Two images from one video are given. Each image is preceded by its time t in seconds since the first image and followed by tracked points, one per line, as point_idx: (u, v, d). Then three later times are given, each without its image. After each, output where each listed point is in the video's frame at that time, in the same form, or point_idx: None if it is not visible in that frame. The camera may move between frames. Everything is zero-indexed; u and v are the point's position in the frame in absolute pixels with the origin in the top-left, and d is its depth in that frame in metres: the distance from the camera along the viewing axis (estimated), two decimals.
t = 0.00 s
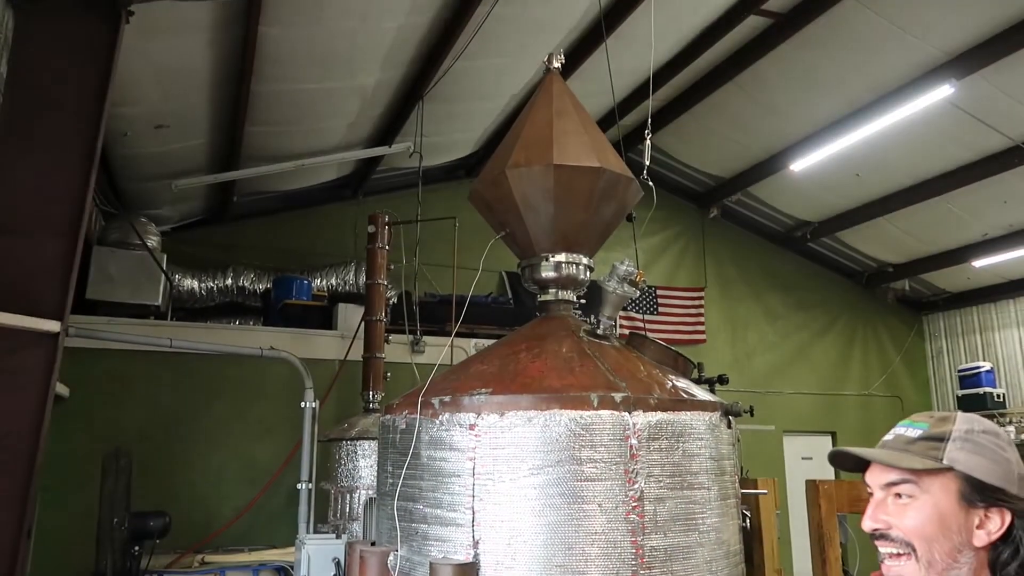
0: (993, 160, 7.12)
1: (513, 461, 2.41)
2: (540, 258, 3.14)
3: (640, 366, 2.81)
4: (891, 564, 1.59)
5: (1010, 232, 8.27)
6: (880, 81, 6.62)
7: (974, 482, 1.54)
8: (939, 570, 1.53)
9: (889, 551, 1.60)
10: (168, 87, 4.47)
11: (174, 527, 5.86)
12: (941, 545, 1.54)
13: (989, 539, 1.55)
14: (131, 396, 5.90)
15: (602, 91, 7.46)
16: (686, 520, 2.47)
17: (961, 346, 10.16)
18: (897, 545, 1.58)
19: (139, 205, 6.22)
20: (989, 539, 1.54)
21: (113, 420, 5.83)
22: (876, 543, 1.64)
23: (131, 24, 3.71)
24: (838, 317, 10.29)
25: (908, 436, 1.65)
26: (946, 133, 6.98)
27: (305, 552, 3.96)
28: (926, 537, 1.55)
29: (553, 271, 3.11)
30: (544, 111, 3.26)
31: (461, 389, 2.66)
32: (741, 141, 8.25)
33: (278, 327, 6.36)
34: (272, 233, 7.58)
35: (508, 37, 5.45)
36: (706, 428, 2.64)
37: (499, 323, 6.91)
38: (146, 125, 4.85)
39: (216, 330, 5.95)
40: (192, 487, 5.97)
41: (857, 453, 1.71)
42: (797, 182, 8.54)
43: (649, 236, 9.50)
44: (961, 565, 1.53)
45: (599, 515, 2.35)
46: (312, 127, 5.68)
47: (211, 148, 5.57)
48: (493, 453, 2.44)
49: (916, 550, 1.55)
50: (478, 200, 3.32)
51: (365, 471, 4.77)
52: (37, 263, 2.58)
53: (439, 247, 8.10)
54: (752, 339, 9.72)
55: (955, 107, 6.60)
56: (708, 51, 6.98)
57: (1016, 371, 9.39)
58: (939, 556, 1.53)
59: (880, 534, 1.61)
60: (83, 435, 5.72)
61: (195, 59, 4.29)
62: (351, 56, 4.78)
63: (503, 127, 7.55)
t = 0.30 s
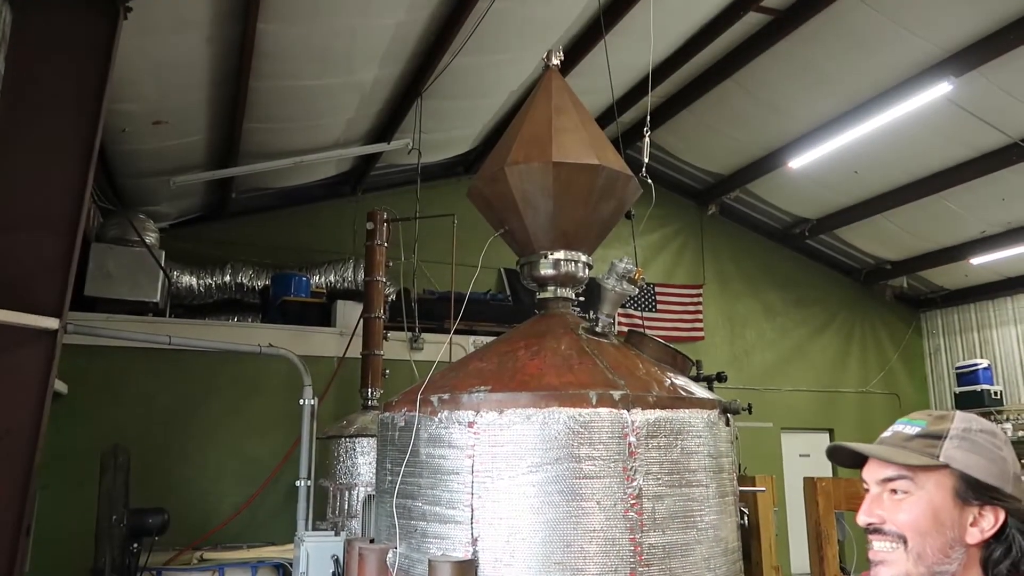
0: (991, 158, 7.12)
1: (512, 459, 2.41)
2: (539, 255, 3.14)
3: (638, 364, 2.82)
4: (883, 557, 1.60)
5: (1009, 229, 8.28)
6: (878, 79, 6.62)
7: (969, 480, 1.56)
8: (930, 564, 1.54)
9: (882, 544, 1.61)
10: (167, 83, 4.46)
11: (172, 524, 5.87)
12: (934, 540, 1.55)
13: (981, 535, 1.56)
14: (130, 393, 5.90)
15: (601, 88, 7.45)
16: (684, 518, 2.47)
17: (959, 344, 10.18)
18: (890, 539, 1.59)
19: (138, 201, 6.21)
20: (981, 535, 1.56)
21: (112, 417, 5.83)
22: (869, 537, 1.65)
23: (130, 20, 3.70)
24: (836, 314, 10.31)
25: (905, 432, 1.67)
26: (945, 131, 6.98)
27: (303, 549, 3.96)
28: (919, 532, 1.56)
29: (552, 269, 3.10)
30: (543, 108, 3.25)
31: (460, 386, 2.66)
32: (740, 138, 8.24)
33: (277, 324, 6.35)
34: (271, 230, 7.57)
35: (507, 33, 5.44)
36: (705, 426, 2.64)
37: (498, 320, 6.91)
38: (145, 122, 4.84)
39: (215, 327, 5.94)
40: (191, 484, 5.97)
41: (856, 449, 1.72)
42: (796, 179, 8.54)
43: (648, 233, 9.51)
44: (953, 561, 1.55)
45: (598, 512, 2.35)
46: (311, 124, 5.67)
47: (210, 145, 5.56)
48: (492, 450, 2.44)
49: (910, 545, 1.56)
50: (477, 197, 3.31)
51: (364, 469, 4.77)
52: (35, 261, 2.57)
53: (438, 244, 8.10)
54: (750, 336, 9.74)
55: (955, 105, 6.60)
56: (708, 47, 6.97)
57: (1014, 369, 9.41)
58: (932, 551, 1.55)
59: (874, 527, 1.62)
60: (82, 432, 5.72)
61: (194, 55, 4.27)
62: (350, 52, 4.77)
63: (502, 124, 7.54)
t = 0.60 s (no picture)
0: (990, 160, 7.13)
1: (511, 461, 2.41)
2: (538, 257, 3.14)
3: (639, 366, 2.82)
4: (886, 558, 1.61)
5: (1007, 231, 8.29)
6: (877, 81, 6.63)
7: (973, 482, 1.55)
8: (932, 565, 1.54)
9: (885, 544, 1.61)
10: (166, 84, 4.45)
11: (171, 527, 5.86)
12: (937, 539, 1.55)
13: (988, 537, 1.55)
14: (129, 395, 5.89)
15: (600, 90, 7.46)
16: (684, 520, 2.47)
17: (958, 346, 10.19)
18: (893, 540, 1.60)
19: (137, 203, 6.21)
20: (986, 537, 1.55)
21: (111, 419, 5.82)
22: (873, 537, 1.66)
23: (129, 22, 3.69)
24: (835, 316, 10.32)
25: (910, 434, 1.67)
26: (944, 133, 6.99)
27: (302, 552, 3.95)
28: (921, 532, 1.56)
29: (551, 271, 3.10)
30: (543, 111, 3.26)
31: (459, 389, 2.66)
32: (739, 140, 8.26)
33: (277, 326, 6.35)
34: (269, 232, 7.56)
35: (507, 35, 5.44)
36: (704, 428, 2.64)
37: (498, 322, 6.91)
38: (144, 124, 4.84)
39: (214, 329, 5.93)
40: (190, 487, 5.97)
41: (862, 451, 1.73)
42: (794, 181, 8.55)
43: (647, 235, 9.52)
44: (956, 561, 1.55)
45: (597, 515, 2.36)
46: (310, 126, 5.67)
47: (209, 147, 5.56)
48: (491, 453, 2.44)
49: (911, 544, 1.57)
50: (477, 199, 3.31)
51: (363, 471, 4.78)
52: (35, 263, 2.57)
53: (437, 246, 8.10)
54: (749, 337, 9.75)
55: (953, 107, 6.61)
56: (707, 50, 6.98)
57: (1013, 371, 9.42)
58: (934, 552, 1.55)
59: (877, 528, 1.62)
60: (81, 434, 5.71)
61: (193, 57, 4.27)
62: (350, 54, 4.77)
63: (501, 126, 7.54)
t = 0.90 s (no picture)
0: (992, 161, 7.13)
1: (514, 463, 2.41)
2: (541, 259, 3.15)
3: (642, 368, 2.82)
4: (872, 556, 1.53)
5: (1009, 233, 8.29)
6: (878, 83, 6.64)
7: (962, 484, 1.45)
8: (915, 565, 1.45)
9: (873, 542, 1.53)
10: (169, 86, 4.45)
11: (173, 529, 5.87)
12: (920, 539, 1.46)
13: (975, 541, 1.43)
14: (130, 397, 5.89)
15: (602, 92, 7.47)
16: (687, 522, 2.48)
17: (960, 347, 10.19)
18: (880, 538, 1.52)
19: (140, 205, 6.22)
20: (973, 540, 1.43)
21: (113, 421, 5.82)
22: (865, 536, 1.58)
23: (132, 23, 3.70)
24: (837, 317, 10.31)
25: (908, 434, 1.60)
26: (945, 134, 6.99)
27: (305, 554, 3.94)
28: (905, 531, 1.48)
29: (554, 273, 3.11)
30: (544, 112, 3.26)
31: (462, 390, 2.66)
32: (741, 142, 8.26)
33: (279, 327, 6.36)
34: (272, 233, 7.57)
35: (509, 37, 5.44)
36: (706, 430, 2.64)
37: (500, 324, 6.91)
38: (147, 126, 4.85)
39: (217, 331, 5.95)
40: (192, 488, 5.97)
41: (861, 449, 1.66)
42: (796, 182, 8.55)
43: (649, 237, 9.53)
44: (939, 563, 1.44)
45: (600, 516, 2.36)
46: (312, 128, 5.68)
47: (211, 148, 5.56)
48: (494, 454, 2.44)
49: (893, 543, 1.49)
50: (478, 201, 3.32)
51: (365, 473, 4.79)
52: (38, 265, 2.57)
53: (439, 248, 8.10)
54: (751, 339, 9.74)
55: (955, 109, 6.61)
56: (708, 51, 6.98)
57: (1015, 372, 9.41)
58: (915, 551, 1.46)
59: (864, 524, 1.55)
60: (82, 436, 5.71)
61: (196, 58, 4.28)
62: (352, 56, 4.78)
63: (503, 128, 7.55)
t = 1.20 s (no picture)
0: (992, 163, 7.13)
1: (514, 465, 2.42)
2: (541, 261, 3.15)
3: (643, 370, 2.82)
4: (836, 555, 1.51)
5: (1010, 234, 8.29)
6: (879, 85, 6.64)
7: (927, 491, 1.44)
8: (876, 567, 1.43)
9: (837, 541, 1.51)
10: (170, 88, 4.46)
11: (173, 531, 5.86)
12: (881, 541, 1.44)
13: (934, 548, 1.42)
14: (131, 399, 5.89)
15: (602, 93, 7.47)
16: (687, 524, 2.47)
17: (961, 349, 10.18)
18: (845, 538, 1.49)
19: (141, 207, 6.23)
20: (933, 546, 1.42)
21: (114, 423, 5.82)
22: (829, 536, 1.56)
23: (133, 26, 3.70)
24: (837, 319, 10.31)
25: (879, 438, 1.58)
26: (946, 136, 6.99)
27: (305, 556, 3.89)
28: (868, 533, 1.46)
29: (554, 275, 3.11)
30: (545, 114, 3.26)
31: (463, 392, 2.67)
32: (741, 144, 8.26)
33: (279, 329, 6.36)
34: (271, 236, 7.56)
35: (509, 39, 5.45)
36: (708, 432, 2.64)
37: (500, 326, 6.91)
38: (148, 128, 4.85)
39: (218, 333, 5.95)
40: (192, 490, 5.97)
41: (833, 450, 1.64)
42: (797, 184, 8.55)
43: (649, 239, 9.53)
44: (899, 567, 1.43)
45: (601, 518, 2.36)
46: (313, 130, 5.68)
47: (211, 150, 5.56)
48: (494, 456, 2.45)
49: (855, 544, 1.46)
50: (479, 202, 3.32)
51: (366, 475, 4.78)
52: (38, 267, 2.57)
53: (440, 250, 8.10)
54: (751, 341, 9.74)
55: (955, 110, 6.61)
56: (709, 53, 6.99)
57: (1016, 374, 9.41)
58: (876, 553, 1.44)
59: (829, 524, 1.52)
60: (83, 437, 5.71)
61: (196, 60, 4.28)
62: (353, 58, 4.78)
63: (503, 129, 7.55)
